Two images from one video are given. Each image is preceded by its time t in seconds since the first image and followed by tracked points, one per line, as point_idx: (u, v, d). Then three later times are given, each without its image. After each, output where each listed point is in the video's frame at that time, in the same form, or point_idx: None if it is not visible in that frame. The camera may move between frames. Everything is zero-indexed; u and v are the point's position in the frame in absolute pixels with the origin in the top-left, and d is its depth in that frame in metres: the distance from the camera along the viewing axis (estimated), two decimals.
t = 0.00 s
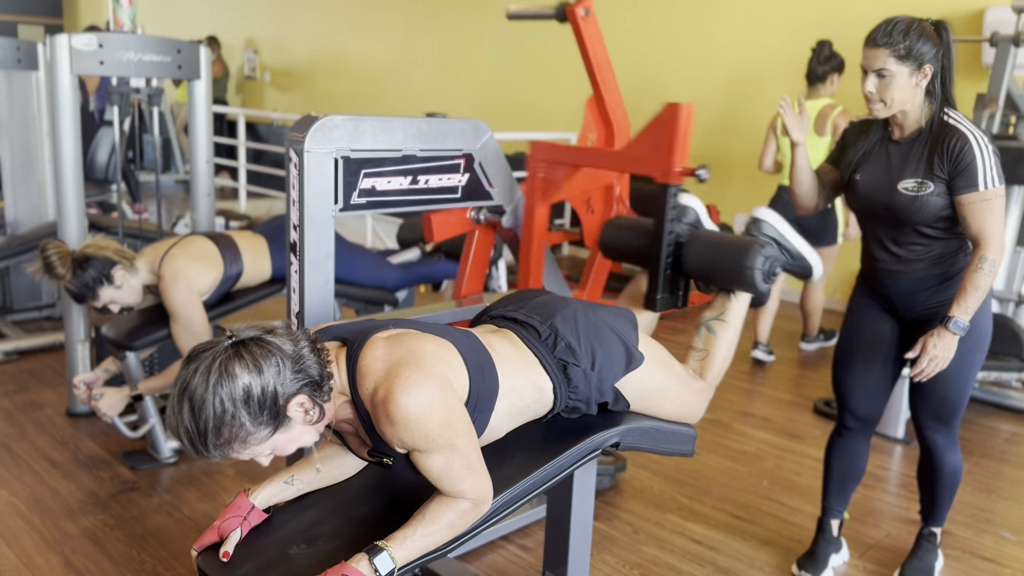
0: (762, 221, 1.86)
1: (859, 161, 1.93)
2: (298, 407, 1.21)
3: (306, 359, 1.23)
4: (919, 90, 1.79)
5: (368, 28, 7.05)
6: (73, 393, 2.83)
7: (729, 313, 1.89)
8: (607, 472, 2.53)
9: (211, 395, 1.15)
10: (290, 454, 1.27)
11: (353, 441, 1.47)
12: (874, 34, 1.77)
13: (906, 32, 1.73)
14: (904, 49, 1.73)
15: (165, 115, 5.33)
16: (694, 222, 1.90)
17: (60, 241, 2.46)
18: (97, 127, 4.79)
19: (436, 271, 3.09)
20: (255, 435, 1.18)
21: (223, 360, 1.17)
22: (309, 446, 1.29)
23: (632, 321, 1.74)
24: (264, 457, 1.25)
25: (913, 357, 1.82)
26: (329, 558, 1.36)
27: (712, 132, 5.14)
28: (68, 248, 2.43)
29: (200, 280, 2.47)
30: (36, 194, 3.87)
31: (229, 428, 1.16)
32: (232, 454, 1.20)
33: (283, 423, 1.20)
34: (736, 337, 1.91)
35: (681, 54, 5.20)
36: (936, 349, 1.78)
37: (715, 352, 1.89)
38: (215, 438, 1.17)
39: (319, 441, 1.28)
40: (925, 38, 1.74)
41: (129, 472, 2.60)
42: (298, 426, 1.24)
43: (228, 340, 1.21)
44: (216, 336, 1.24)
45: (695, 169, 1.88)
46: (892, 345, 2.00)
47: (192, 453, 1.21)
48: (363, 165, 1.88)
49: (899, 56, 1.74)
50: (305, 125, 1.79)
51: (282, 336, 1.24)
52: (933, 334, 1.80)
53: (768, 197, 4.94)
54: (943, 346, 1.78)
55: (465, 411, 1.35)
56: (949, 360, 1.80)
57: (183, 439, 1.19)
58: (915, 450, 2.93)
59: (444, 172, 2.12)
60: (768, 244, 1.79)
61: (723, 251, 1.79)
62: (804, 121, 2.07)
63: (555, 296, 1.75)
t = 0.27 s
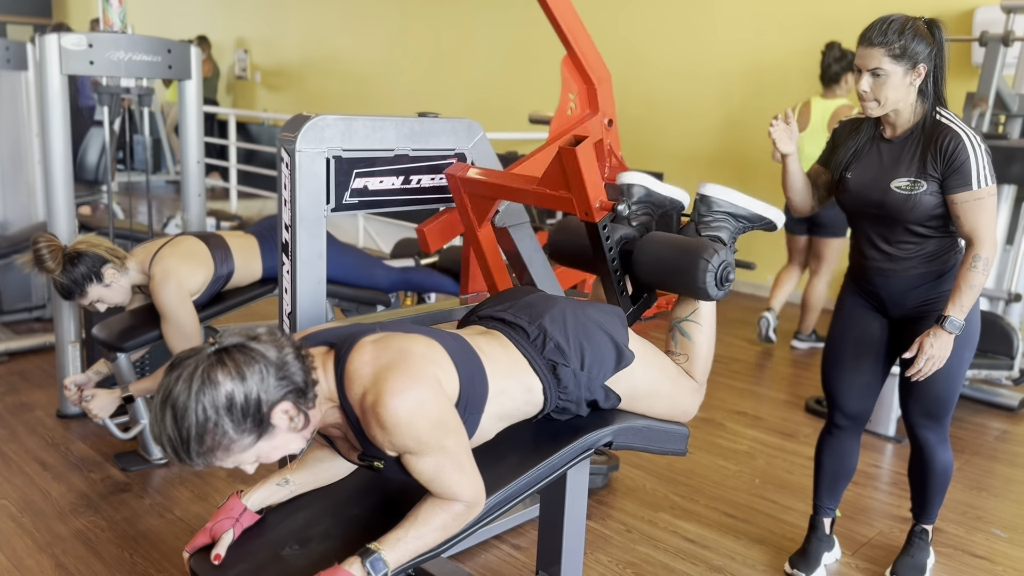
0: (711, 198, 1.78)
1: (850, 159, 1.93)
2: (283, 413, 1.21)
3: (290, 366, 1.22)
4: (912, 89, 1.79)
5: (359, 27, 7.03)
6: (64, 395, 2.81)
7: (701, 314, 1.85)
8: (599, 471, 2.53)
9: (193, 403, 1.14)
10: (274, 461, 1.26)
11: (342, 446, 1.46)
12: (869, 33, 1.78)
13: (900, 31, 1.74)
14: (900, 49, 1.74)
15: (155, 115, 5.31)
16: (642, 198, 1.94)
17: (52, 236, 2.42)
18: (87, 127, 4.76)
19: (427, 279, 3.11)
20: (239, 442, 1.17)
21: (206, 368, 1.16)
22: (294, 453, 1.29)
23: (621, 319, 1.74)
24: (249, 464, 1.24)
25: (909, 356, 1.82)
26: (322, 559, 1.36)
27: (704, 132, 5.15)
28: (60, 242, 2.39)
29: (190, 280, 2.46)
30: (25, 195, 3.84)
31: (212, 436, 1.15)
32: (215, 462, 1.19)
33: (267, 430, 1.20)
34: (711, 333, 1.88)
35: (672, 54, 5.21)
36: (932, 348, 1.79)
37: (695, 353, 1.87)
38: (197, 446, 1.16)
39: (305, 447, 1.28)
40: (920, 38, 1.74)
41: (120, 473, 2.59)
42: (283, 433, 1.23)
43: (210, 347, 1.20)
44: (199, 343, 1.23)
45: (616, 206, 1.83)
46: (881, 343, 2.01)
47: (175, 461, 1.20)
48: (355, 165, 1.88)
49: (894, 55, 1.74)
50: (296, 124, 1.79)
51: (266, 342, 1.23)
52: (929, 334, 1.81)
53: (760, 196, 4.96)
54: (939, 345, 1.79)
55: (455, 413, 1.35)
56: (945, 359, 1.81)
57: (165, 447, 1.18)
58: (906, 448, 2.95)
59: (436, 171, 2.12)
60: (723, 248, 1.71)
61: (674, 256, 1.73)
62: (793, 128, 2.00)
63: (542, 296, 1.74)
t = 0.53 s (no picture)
0: (728, 204, 1.85)
1: (843, 159, 1.93)
2: (275, 418, 1.20)
3: (283, 371, 1.22)
4: (905, 89, 1.80)
5: (352, 27, 7.02)
6: (57, 396, 2.80)
7: (705, 309, 1.86)
8: (593, 471, 2.53)
9: (186, 409, 1.14)
10: (268, 467, 1.25)
11: (334, 449, 1.46)
12: (861, 34, 1.78)
13: (892, 32, 1.75)
14: (892, 49, 1.75)
15: (147, 115, 5.30)
16: (659, 205, 1.96)
17: (46, 234, 2.42)
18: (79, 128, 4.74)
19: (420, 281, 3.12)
20: (231, 448, 1.17)
21: (198, 373, 1.16)
22: (287, 459, 1.28)
23: (614, 323, 1.74)
24: (242, 470, 1.24)
25: (904, 355, 1.83)
26: (315, 561, 1.36)
27: (697, 131, 5.16)
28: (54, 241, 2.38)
29: (182, 282, 2.45)
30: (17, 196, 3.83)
31: (204, 441, 1.15)
32: (207, 467, 1.19)
33: (260, 435, 1.19)
34: (713, 331, 1.88)
35: (666, 54, 5.22)
36: (927, 348, 1.80)
37: (694, 349, 1.88)
38: (190, 452, 1.16)
39: (298, 452, 1.28)
40: (912, 38, 1.75)
41: (113, 475, 2.58)
42: (276, 439, 1.22)
43: (203, 352, 1.20)
44: (192, 348, 1.23)
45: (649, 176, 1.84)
46: (875, 343, 2.01)
47: (168, 466, 1.20)
48: (349, 166, 1.88)
49: (887, 55, 1.75)
50: (289, 125, 1.78)
51: (259, 347, 1.23)
52: (923, 333, 1.81)
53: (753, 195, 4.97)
54: (934, 344, 1.79)
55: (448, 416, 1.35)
56: (939, 359, 1.82)
57: (157, 453, 1.18)
58: (899, 447, 2.96)
59: (429, 172, 2.12)
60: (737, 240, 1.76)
61: (691, 253, 1.75)
62: (781, 134, 2.00)
63: (534, 302, 1.74)
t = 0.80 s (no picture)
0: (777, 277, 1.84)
1: (836, 158, 1.94)
2: (280, 402, 1.20)
3: (287, 356, 1.22)
4: (897, 88, 1.81)
5: (347, 27, 7.01)
6: (51, 397, 2.80)
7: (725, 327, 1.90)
8: (589, 470, 2.54)
9: (192, 391, 1.14)
10: (272, 452, 1.25)
11: (335, 438, 1.46)
12: (854, 33, 1.79)
13: (885, 31, 1.75)
14: (884, 47, 1.75)
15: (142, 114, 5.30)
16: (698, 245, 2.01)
17: (44, 231, 2.40)
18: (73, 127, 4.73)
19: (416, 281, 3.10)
20: (237, 431, 1.17)
21: (205, 356, 1.16)
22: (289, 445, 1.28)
23: (612, 329, 1.75)
24: (245, 455, 1.23)
25: (898, 354, 1.84)
26: (311, 559, 1.36)
27: (692, 131, 5.17)
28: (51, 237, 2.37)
29: (177, 282, 2.44)
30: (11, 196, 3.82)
31: (210, 424, 1.15)
32: (212, 450, 1.18)
33: (265, 419, 1.19)
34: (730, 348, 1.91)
35: (661, 53, 5.23)
36: (920, 347, 1.81)
37: (701, 352, 1.91)
38: (196, 435, 1.16)
39: (300, 439, 1.28)
40: (904, 37, 1.76)
41: (108, 475, 2.58)
42: (280, 423, 1.22)
43: (209, 337, 1.20)
44: (197, 333, 1.23)
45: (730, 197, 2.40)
46: (869, 341, 2.02)
47: (172, 450, 1.20)
48: (343, 166, 1.88)
49: (879, 53, 1.76)
50: (283, 125, 1.78)
51: (263, 332, 1.23)
52: (917, 332, 1.82)
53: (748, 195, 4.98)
54: (927, 343, 1.80)
55: (448, 407, 1.35)
56: (932, 359, 1.83)
57: (163, 436, 1.17)
58: (893, 445, 2.97)
59: (424, 171, 2.12)
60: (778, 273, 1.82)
61: (738, 274, 1.82)
62: (758, 179, 2.09)
63: (535, 305, 1.75)
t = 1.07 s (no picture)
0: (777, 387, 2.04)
1: (828, 160, 1.95)
2: (287, 380, 1.21)
3: (294, 334, 1.22)
4: (885, 89, 1.81)
5: (344, 26, 7.02)
6: (48, 396, 2.80)
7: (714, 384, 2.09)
8: (585, 468, 2.54)
9: (200, 367, 1.14)
10: (279, 431, 1.25)
11: (339, 422, 1.46)
12: (840, 34, 1.79)
13: (870, 32, 1.76)
14: (869, 49, 1.76)
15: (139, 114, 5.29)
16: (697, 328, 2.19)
17: (42, 227, 2.38)
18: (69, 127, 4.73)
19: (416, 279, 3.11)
20: (244, 408, 1.17)
21: (213, 333, 1.16)
22: (295, 425, 1.28)
23: (616, 326, 1.75)
24: (253, 433, 1.23)
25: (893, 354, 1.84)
26: (308, 556, 1.36)
27: (688, 130, 5.18)
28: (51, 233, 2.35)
29: (174, 279, 2.44)
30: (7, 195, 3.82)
31: (218, 400, 1.15)
32: (220, 427, 1.18)
33: (272, 396, 1.19)
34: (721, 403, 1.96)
35: (657, 53, 5.23)
36: (914, 347, 1.81)
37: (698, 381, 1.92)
38: (204, 411, 1.15)
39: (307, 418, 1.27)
40: (889, 38, 1.76)
41: (105, 474, 2.58)
42: (287, 401, 1.22)
43: (216, 315, 1.20)
44: (204, 312, 1.23)
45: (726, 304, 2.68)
46: (865, 340, 2.03)
47: (180, 428, 1.19)
48: (339, 164, 1.88)
49: (864, 55, 1.76)
50: (279, 124, 1.78)
51: (270, 312, 1.24)
52: (912, 332, 1.83)
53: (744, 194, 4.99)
54: (922, 343, 1.81)
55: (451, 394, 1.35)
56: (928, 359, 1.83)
57: (171, 413, 1.17)
58: (889, 443, 2.98)
59: (421, 170, 2.12)
60: (780, 351, 1.99)
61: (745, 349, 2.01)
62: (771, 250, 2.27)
63: (543, 297, 1.76)
